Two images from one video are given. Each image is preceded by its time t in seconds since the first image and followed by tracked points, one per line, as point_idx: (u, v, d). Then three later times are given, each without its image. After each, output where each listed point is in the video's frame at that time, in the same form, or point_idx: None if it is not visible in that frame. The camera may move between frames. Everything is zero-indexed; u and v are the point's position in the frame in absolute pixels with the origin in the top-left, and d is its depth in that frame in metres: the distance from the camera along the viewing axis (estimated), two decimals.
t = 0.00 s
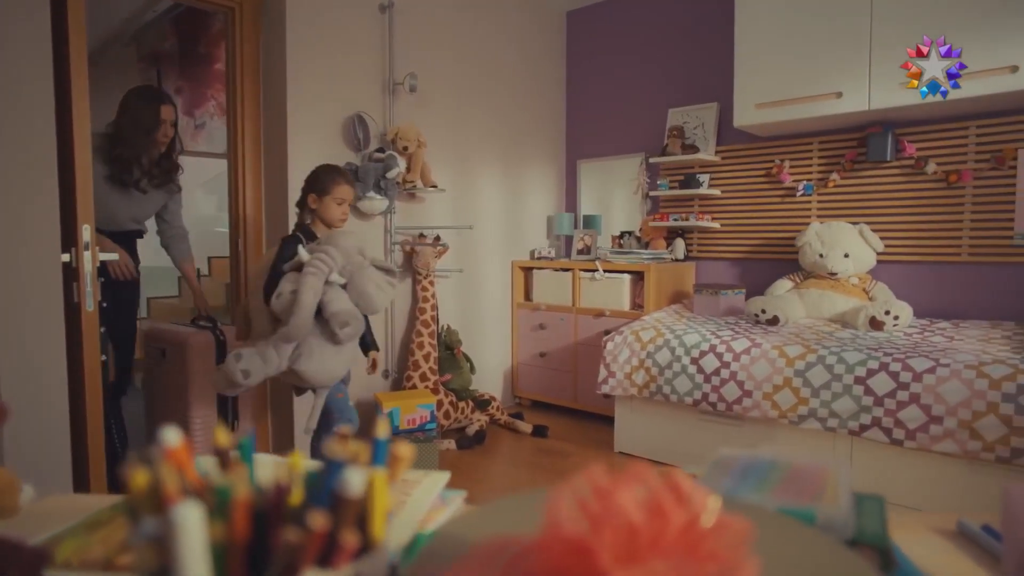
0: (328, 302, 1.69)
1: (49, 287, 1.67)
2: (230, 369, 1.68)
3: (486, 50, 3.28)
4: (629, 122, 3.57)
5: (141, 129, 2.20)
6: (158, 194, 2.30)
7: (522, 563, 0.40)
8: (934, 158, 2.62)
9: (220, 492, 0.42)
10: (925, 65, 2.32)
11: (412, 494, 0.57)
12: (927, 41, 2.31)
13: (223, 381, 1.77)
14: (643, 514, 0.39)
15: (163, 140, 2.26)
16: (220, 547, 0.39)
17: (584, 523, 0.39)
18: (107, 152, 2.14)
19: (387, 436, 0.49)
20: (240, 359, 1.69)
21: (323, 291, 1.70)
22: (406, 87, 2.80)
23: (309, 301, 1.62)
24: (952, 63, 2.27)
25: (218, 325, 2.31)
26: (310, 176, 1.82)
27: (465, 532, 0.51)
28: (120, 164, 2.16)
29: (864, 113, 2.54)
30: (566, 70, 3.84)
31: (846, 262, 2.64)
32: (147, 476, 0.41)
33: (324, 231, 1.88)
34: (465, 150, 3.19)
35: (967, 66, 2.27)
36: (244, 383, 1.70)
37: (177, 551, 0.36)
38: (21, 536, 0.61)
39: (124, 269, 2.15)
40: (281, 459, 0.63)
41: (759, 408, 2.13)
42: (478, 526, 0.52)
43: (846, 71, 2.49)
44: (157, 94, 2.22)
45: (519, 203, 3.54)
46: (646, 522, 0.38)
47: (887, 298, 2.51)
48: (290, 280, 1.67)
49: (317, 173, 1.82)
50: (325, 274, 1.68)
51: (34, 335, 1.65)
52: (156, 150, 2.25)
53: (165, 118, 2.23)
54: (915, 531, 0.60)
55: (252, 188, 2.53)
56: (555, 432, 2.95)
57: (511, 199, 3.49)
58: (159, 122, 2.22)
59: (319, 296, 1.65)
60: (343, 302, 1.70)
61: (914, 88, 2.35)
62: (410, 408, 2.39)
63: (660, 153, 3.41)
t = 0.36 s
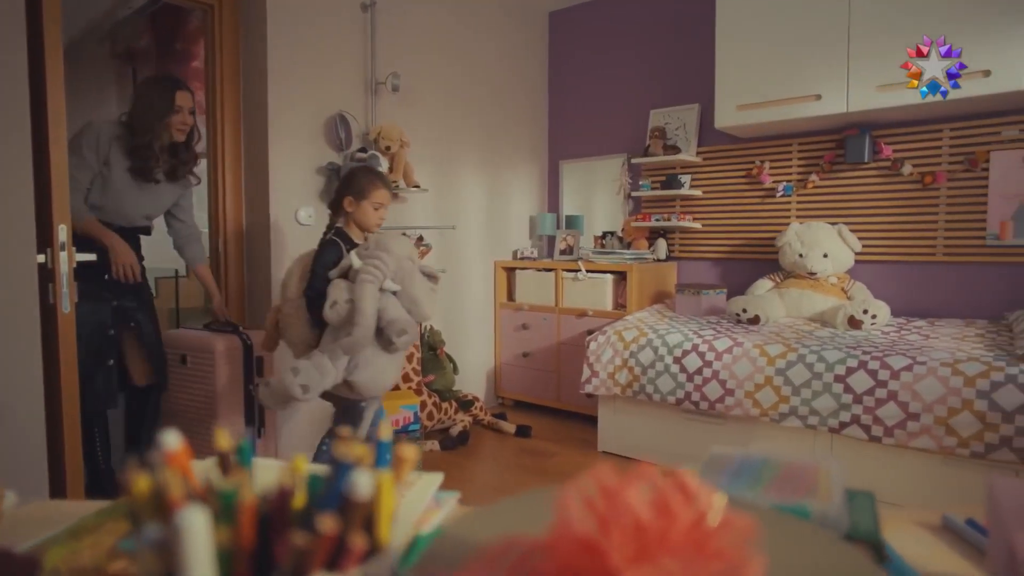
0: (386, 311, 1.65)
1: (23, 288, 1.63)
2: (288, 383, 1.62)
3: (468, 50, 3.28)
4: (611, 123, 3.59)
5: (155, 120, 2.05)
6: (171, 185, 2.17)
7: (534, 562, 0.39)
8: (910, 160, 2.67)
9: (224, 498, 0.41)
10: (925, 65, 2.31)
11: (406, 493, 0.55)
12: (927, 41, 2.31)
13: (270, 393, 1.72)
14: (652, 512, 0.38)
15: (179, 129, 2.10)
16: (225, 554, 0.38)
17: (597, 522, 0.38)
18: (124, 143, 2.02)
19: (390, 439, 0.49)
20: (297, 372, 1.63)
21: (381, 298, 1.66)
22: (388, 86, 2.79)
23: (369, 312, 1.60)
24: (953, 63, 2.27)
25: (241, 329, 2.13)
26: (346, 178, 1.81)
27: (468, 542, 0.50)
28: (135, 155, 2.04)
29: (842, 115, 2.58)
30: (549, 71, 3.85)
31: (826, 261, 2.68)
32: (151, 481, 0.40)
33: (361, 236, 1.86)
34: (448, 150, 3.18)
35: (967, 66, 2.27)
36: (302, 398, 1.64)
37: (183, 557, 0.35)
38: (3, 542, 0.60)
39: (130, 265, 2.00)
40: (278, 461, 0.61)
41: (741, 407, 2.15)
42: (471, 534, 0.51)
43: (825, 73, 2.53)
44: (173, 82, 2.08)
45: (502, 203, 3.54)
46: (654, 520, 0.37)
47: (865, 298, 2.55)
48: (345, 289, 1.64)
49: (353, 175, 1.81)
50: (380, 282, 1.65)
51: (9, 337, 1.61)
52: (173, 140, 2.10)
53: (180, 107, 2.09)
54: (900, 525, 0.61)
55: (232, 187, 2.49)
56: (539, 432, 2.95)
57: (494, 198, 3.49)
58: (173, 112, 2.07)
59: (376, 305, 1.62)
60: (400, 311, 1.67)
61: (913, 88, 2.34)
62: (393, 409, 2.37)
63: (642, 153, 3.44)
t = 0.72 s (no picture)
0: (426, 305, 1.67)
1: None
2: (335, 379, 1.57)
3: (446, 49, 3.27)
4: (588, 124, 3.61)
5: (181, 116, 1.66)
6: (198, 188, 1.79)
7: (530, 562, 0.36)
8: (879, 162, 2.73)
9: (218, 502, 0.39)
10: (925, 65, 2.32)
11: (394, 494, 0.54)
12: (927, 41, 2.31)
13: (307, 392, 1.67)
14: (651, 508, 0.35)
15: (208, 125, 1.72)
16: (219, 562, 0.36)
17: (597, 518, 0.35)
18: (156, 141, 1.65)
19: (384, 439, 0.48)
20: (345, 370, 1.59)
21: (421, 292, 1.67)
22: (364, 86, 2.77)
23: (416, 305, 1.59)
24: (953, 63, 2.29)
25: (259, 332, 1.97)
26: (374, 171, 1.77)
27: (468, 536, 0.48)
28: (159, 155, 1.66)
29: (815, 117, 2.63)
30: (526, 71, 3.86)
31: (798, 261, 2.72)
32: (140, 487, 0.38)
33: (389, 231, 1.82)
34: (424, 150, 3.17)
35: (966, 66, 2.29)
36: (346, 396, 1.61)
37: (179, 563, 0.33)
38: None
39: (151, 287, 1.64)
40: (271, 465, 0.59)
41: (718, 405, 2.17)
42: (469, 533, 0.49)
43: (798, 76, 2.57)
44: (196, 71, 1.69)
45: (479, 203, 3.53)
46: (652, 517, 0.34)
47: (837, 296, 2.60)
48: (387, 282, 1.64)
49: (381, 168, 1.77)
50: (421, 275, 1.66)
51: None
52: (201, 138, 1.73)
53: (208, 101, 1.70)
54: (880, 520, 0.62)
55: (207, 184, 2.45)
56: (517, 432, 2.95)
57: (471, 198, 3.49)
58: (202, 104, 1.68)
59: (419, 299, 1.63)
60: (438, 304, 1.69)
61: (914, 88, 2.34)
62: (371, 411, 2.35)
63: (618, 153, 3.46)
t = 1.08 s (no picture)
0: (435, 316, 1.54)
1: None
2: (342, 382, 1.42)
3: (420, 47, 3.26)
4: (562, 124, 3.62)
5: (209, 107, 1.60)
6: (223, 183, 1.72)
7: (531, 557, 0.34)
8: (847, 164, 2.79)
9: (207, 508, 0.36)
10: (925, 65, 2.34)
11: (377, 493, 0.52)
12: (927, 41, 2.34)
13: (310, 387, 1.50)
14: (644, 501, 0.33)
15: (238, 119, 1.66)
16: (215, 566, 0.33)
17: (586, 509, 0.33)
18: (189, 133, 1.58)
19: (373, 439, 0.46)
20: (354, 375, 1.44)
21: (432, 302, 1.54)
22: (337, 84, 2.74)
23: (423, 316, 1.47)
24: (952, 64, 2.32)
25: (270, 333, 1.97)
26: (400, 171, 1.68)
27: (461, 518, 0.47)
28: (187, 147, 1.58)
29: (785, 119, 2.68)
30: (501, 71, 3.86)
31: (769, 260, 2.77)
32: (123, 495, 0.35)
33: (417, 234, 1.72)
34: (399, 149, 3.15)
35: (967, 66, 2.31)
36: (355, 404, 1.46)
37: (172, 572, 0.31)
38: None
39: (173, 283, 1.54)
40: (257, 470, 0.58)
41: (692, 403, 2.20)
42: (466, 521, 0.46)
43: (768, 79, 2.62)
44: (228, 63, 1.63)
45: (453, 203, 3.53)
46: (642, 513, 0.32)
47: (807, 295, 2.65)
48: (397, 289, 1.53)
49: (408, 167, 1.68)
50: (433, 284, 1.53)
51: None
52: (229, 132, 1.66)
53: (237, 92, 1.63)
54: (853, 513, 0.64)
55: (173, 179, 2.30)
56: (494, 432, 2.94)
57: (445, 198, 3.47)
58: (230, 96, 1.62)
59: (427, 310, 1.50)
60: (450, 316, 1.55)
61: (913, 88, 2.36)
62: (346, 412, 2.35)
63: (592, 154, 3.48)
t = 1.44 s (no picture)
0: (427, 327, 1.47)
1: None
2: (336, 389, 1.55)
3: (394, 46, 3.25)
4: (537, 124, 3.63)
5: (239, 107, 1.50)
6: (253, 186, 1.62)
7: (509, 559, 0.29)
8: (816, 165, 2.85)
9: (208, 510, 0.33)
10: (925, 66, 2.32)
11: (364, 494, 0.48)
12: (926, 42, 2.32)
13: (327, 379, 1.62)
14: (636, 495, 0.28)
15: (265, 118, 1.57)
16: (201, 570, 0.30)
17: (576, 502, 0.28)
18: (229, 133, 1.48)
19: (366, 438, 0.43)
20: (348, 387, 1.54)
21: (427, 313, 1.47)
22: (311, 83, 2.72)
23: (403, 329, 1.42)
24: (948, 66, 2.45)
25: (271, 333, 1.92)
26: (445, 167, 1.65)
27: (452, 512, 0.44)
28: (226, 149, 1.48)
29: (756, 121, 2.72)
30: (475, 71, 3.86)
31: (741, 260, 2.82)
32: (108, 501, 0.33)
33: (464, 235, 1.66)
34: (373, 149, 3.13)
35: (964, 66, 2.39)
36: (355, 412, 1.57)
37: None
38: None
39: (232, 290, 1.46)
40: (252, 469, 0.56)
41: (666, 401, 2.22)
42: (452, 520, 0.43)
43: (740, 82, 2.66)
44: (254, 60, 1.52)
45: (427, 203, 3.51)
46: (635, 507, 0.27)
47: (778, 294, 2.70)
48: (394, 295, 1.50)
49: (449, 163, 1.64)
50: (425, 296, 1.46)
51: None
52: (258, 130, 1.56)
53: (266, 90, 1.54)
54: (830, 507, 0.65)
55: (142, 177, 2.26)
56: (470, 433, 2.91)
57: (420, 198, 3.46)
58: (259, 95, 1.52)
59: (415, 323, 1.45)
60: (442, 330, 1.45)
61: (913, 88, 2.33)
62: (320, 415, 2.38)
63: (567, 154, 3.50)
